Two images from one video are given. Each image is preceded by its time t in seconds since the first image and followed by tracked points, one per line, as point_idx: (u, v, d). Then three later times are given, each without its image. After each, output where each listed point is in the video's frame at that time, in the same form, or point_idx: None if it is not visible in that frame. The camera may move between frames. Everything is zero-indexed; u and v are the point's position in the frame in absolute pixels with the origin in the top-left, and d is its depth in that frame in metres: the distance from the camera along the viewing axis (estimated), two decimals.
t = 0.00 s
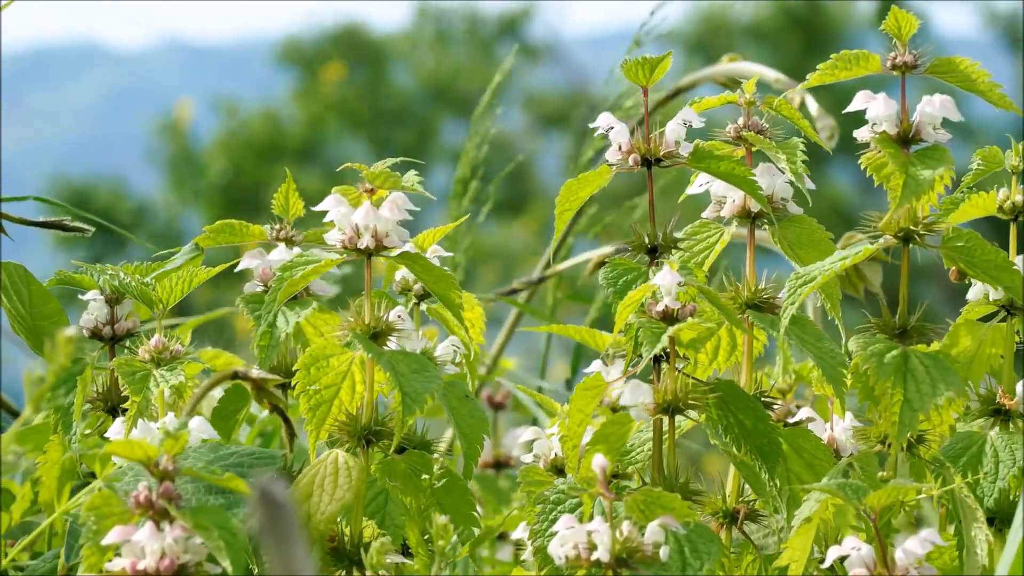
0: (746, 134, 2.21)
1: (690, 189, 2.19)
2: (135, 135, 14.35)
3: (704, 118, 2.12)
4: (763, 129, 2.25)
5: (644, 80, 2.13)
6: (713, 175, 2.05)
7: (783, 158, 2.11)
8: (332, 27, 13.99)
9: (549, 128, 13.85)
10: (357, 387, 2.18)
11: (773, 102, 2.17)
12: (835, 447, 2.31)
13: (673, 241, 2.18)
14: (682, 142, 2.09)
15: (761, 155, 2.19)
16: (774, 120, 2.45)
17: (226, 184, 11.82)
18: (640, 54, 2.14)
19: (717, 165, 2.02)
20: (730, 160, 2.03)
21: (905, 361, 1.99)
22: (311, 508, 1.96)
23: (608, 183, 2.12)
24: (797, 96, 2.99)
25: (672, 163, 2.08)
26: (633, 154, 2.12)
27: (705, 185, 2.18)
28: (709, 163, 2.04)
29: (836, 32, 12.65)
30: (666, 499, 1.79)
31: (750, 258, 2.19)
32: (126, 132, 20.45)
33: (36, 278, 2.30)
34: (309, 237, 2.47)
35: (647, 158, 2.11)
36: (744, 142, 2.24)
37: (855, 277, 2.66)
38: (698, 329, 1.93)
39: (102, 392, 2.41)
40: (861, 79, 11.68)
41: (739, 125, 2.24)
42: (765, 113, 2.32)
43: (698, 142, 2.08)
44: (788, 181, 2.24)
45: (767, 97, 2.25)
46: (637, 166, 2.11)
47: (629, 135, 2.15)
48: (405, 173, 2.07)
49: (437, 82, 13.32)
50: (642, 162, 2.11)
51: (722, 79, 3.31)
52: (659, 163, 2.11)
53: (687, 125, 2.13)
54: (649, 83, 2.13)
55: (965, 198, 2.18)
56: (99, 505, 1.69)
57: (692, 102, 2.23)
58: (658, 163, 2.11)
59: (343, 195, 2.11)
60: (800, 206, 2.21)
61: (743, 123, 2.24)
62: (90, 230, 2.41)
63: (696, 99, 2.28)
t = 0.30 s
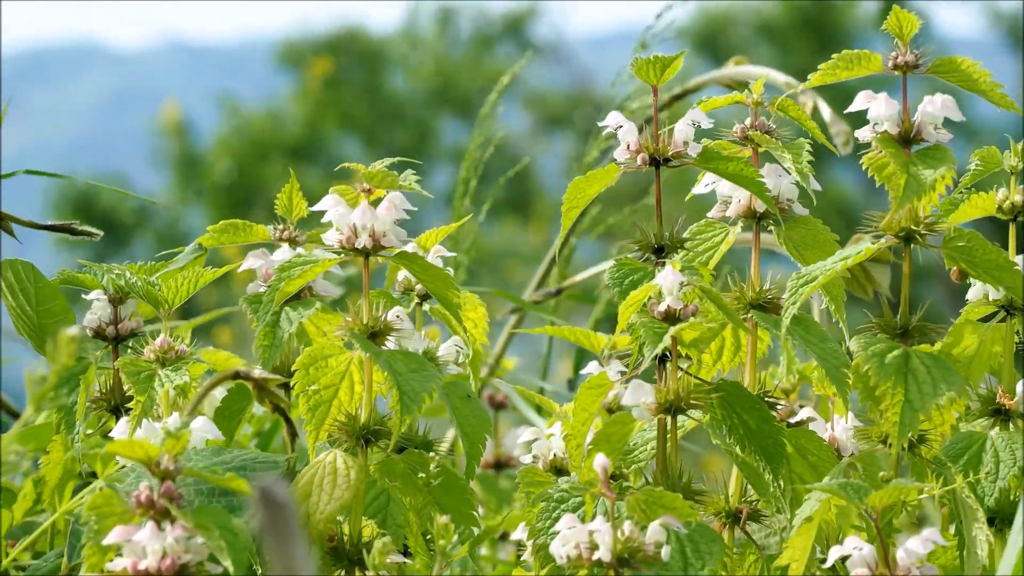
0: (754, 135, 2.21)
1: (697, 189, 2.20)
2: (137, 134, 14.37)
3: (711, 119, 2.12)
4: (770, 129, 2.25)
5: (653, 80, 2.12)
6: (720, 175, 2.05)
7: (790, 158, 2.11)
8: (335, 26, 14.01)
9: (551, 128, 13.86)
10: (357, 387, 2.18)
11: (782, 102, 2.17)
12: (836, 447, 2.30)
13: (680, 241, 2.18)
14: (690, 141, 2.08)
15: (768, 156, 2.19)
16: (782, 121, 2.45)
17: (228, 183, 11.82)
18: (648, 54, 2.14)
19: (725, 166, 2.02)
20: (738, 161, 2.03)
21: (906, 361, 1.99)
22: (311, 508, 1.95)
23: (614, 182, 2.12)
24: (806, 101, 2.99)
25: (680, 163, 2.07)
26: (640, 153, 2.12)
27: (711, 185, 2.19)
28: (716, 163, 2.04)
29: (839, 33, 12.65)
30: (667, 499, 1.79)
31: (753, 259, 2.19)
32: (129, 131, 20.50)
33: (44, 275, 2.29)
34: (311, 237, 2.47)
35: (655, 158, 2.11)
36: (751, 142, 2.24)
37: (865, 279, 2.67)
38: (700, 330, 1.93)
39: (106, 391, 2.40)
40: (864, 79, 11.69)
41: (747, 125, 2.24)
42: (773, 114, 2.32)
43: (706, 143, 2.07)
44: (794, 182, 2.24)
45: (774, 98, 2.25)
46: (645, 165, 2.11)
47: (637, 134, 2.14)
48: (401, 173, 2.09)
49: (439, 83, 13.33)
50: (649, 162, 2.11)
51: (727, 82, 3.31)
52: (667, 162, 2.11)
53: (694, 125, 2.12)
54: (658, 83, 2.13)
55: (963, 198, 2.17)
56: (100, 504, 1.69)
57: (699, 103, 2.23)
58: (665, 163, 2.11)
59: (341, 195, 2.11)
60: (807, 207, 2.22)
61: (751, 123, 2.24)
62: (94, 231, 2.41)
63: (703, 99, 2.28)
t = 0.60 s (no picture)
0: (749, 133, 2.21)
1: (693, 188, 2.19)
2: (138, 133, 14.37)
3: (712, 116, 2.11)
4: (765, 128, 2.24)
5: (655, 79, 2.12)
6: (720, 174, 2.05)
7: (787, 156, 2.11)
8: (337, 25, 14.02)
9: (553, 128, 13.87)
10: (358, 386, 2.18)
11: (778, 101, 2.17)
12: (838, 446, 2.30)
13: (681, 239, 2.17)
14: (692, 141, 2.08)
15: (765, 154, 2.20)
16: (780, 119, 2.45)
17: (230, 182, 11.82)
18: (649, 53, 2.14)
19: (725, 165, 2.02)
20: (738, 160, 2.02)
21: (909, 359, 1.98)
22: (312, 507, 1.95)
23: (615, 181, 2.12)
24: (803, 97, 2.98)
25: (681, 163, 2.07)
26: (641, 152, 2.12)
27: (707, 184, 2.18)
28: (717, 162, 2.03)
29: (842, 32, 12.66)
30: (669, 498, 1.79)
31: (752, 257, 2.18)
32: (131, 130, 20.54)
33: (47, 271, 2.29)
34: (311, 236, 2.47)
35: (656, 157, 2.11)
36: (746, 141, 2.23)
37: (862, 276, 2.67)
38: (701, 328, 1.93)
39: (107, 390, 2.41)
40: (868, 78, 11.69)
41: (742, 124, 2.23)
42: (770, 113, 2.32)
43: (707, 141, 2.07)
44: (791, 180, 2.24)
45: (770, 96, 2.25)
46: (647, 164, 2.11)
47: (638, 133, 2.13)
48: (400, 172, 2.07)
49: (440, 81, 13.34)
50: (650, 160, 2.12)
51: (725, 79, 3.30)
52: (668, 161, 2.11)
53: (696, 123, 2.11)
54: (660, 82, 2.12)
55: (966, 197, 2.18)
56: (102, 503, 1.69)
57: (694, 101, 2.23)
58: (666, 162, 2.11)
59: (341, 194, 2.10)
60: (803, 205, 2.21)
61: (745, 122, 2.23)
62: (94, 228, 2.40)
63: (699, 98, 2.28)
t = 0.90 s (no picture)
0: (747, 133, 2.21)
1: (692, 189, 2.19)
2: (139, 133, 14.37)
3: (707, 117, 2.11)
4: (764, 127, 2.24)
5: (648, 79, 2.12)
6: (717, 174, 2.04)
7: (784, 156, 2.11)
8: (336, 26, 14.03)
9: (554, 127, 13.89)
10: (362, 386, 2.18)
11: (776, 101, 2.17)
12: (840, 446, 2.30)
13: (678, 240, 2.17)
14: (686, 141, 2.07)
15: (762, 154, 2.19)
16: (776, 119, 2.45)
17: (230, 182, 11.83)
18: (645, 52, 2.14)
19: (722, 164, 2.02)
20: (734, 159, 2.02)
21: (910, 359, 1.98)
22: (316, 507, 1.95)
23: (612, 182, 2.12)
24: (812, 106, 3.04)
25: (675, 163, 2.07)
26: (637, 153, 2.13)
27: (707, 185, 2.18)
28: (712, 162, 2.03)
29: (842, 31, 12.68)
30: (670, 497, 1.80)
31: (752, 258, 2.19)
32: (133, 131, 20.57)
33: (45, 274, 2.28)
34: (313, 236, 2.47)
35: (652, 158, 2.11)
36: (744, 141, 2.23)
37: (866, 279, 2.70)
38: (703, 329, 1.93)
39: (108, 390, 2.41)
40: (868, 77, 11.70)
41: (740, 124, 2.23)
42: (767, 113, 2.32)
43: (702, 141, 2.07)
44: (789, 180, 2.24)
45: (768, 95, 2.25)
46: (641, 165, 2.12)
47: (634, 134, 2.14)
48: (409, 171, 2.08)
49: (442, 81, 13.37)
50: (645, 162, 2.12)
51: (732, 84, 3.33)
52: (663, 162, 2.10)
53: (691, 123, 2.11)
54: (653, 82, 2.13)
55: (965, 196, 2.18)
56: (103, 504, 1.69)
57: (693, 102, 2.23)
58: (662, 162, 2.11)
59: (347, 193, 2.10)
60: (801, 205, 2.21)
61: (744, 122, 2.23)
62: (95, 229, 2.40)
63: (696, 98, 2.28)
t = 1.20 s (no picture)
0: (749, 133, 2.21)
1: (695, 189, 2.19)
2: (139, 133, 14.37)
3: (710, 116, 2.11)
4: (766, 127, 2.24)
5: (650, 79, 2.12)
6: (719, 173, 2.05)
7: (786, 156, 2.11)
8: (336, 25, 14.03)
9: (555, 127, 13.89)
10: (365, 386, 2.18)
11: (777, 101, 2.17)
12: (842, 445, 2.31)
13: (680, 240, 2.17)
14: (689, 141, 2.08)
15: (764, 154, 2.19)
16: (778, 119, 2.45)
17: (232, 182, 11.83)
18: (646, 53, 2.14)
19: (724, 164, 2.02)
20: (737, 159, 2.02)
21: (911, 360, 1.99)
22: (318, 507, 1.96)
23: (615, 182, 2.12)
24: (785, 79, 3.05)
25: (677, 163, 2.07)
26: (639, 153, 2.12)
27: (709, 185, 2.18)
28: (715, 161, 2.03)
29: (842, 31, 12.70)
30: (673, 498, 1.79)
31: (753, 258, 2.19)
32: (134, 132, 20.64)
33: (48, 273, 2.29)
34: (315, 236, 2.47)
35: (654, 158, 2.11)
36: (747, 141, 2.23)
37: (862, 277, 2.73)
38: (706, 328, 1.93)
39: (111, 390, 2.41)
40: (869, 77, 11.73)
41: (741, 124, 2.23)
42: (769, 112, 2.32)
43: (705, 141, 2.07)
44: (791, 180, 2.24)
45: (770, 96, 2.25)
46: (644, 165, 2.10)
47: (636, 135, 2.14)
48: (411, 171, 2.08)
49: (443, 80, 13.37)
50: (649, 161, 2.11)
51: (715, 66, 3.34)
52: (666, 162, 2.10)
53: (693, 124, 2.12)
54: (655, 82, 2.13)
55: (966, 196, 2.18)
56: (107, 504, 1.69)
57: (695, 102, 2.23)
58: (664, 162, 2.11)
59: (349, 194, 2.10)
60: (804, 205, 2.21)
61: (746, 122, 2.24)
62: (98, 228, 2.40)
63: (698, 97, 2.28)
